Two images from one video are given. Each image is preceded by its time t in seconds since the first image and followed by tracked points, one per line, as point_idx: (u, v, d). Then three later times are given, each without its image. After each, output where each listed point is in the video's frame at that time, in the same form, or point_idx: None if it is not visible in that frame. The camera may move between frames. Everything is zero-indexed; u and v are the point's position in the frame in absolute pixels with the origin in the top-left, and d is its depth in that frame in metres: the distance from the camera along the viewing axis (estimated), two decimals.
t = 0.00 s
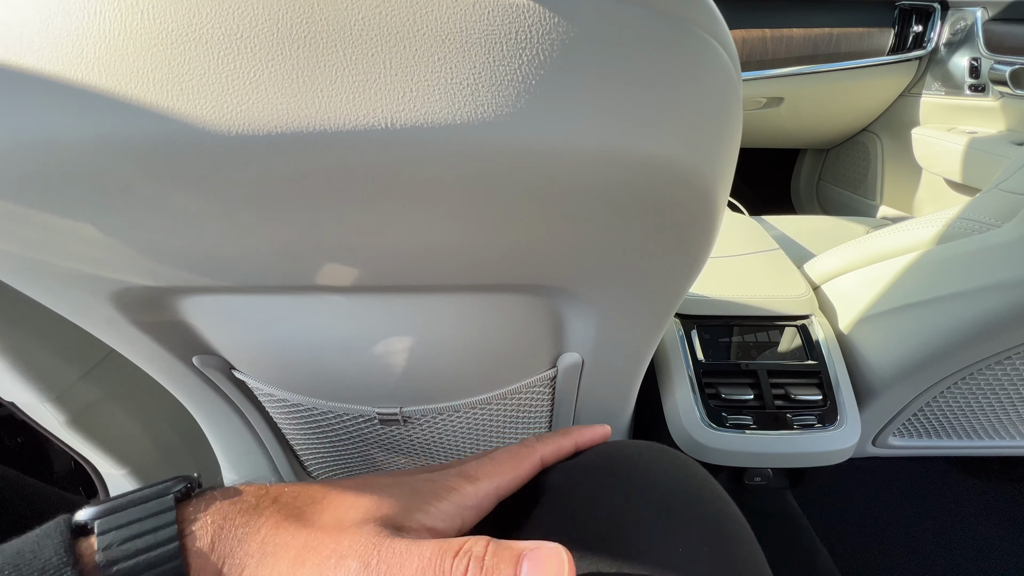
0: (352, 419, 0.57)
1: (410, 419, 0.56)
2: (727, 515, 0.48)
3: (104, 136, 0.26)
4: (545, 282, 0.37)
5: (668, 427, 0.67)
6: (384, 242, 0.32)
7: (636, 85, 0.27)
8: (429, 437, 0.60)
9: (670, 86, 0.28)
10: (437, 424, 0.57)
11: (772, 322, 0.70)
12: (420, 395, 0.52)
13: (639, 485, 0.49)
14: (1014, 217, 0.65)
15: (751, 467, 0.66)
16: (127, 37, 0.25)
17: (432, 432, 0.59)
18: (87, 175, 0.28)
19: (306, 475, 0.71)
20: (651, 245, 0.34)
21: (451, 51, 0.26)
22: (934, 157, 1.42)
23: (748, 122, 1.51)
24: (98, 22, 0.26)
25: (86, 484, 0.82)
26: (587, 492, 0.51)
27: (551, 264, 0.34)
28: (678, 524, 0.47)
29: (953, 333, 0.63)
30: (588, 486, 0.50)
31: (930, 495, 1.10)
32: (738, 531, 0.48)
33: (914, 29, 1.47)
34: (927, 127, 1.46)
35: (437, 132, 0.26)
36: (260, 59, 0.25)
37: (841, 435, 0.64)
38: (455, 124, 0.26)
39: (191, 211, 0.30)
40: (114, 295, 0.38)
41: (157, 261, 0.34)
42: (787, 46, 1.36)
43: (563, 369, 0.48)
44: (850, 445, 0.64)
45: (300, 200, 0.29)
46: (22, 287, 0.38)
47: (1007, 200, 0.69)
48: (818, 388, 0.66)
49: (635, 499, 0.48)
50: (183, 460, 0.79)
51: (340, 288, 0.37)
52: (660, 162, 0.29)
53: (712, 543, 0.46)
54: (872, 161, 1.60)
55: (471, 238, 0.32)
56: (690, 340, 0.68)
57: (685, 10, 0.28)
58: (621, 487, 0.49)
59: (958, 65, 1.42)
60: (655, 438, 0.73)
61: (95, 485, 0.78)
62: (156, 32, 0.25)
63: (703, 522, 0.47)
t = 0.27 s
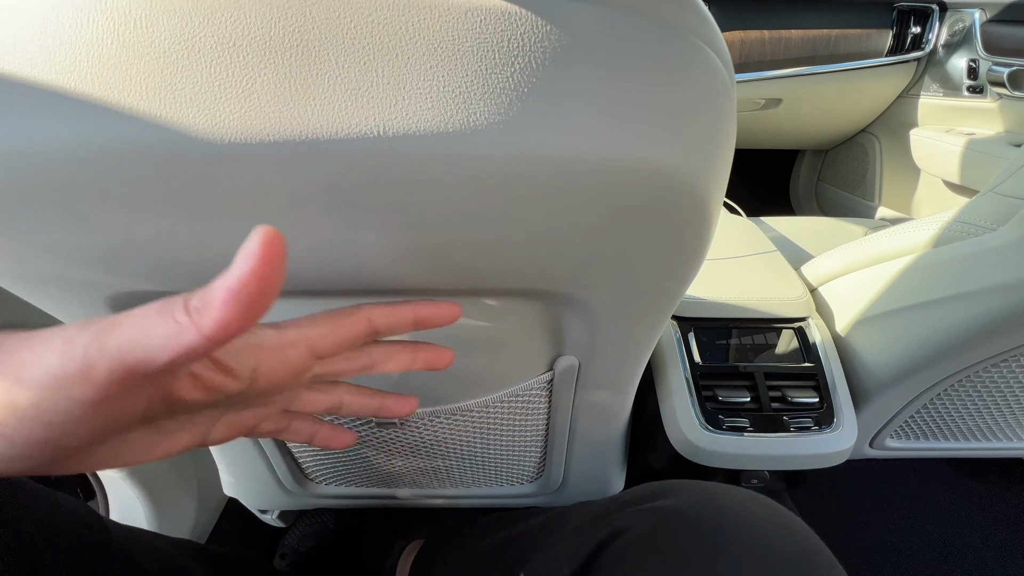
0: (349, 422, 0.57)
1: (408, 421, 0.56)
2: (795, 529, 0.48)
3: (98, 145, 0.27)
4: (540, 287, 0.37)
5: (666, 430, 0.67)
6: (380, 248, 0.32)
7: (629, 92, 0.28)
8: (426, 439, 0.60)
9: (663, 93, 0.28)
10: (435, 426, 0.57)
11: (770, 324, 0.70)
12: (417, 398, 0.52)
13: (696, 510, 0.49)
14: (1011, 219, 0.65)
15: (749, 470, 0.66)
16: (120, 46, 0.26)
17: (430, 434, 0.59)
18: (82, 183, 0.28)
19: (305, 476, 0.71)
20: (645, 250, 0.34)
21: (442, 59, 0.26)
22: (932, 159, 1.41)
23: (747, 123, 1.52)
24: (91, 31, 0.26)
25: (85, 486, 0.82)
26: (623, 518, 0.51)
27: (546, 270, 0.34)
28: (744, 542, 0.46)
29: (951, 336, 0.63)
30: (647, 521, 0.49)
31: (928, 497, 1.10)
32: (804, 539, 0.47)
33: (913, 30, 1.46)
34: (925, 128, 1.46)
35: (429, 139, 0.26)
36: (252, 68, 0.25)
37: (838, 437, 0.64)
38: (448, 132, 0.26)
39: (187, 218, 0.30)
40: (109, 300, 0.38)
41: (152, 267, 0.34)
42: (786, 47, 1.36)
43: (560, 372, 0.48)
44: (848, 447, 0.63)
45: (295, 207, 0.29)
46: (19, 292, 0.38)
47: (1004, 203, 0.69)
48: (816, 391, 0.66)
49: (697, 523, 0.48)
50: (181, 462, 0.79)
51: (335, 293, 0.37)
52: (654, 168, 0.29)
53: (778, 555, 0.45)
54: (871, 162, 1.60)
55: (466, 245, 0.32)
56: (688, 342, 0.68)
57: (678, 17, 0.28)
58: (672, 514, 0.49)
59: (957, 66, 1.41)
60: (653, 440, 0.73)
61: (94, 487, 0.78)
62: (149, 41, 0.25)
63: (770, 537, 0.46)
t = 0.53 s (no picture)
0: (337, 425, 0.57)
1: (396, 425, 0.56)
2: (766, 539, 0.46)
3: (71, 153, 0.26)
4: (522, 292, 0.36)
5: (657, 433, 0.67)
6: (359, 255, 0.31)
7: (607, 99, 0.27)
8: (415, 443, 0.60)
9: (640, 99, 0.28)
10: (423, 430, 0.57)
11: (762, 326, 0.70)
12: (405, 402, 0.52)
13: (668, 512, 0.47)
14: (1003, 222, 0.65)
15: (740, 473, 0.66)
16: (90, 53, 0.26)
17: (419, 438, 0.59)
18: (57, 191, 0.28)
19: (296, 479, 0.71)
20: (626, 256, 0.33)
21: (413, 66, 0.26)
22: (928, 160, 1.41)
23: (743, 124, 1.52)
24: (62, 39, 0.26)
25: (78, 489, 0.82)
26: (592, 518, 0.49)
27: (528, 276, 0.34)
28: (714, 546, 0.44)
29: (941, 339, 0.63)
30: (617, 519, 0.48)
31: (923, 498, 1.10)
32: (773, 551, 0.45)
33: (908, 32, 1.46)
34: (921, 129, 1.46)
35: (401, 147, 0.26)
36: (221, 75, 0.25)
37: (829, 441, 0.64)
38: (420, 139, 0.26)
39: (164, 224, 0.29)
40: (91, 306, 0.38)
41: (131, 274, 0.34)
42: (781, 48, 1.37)
43: (547, 376, 0.48)
44: (839, 450, 0.63)
45: (270, 214, 0.29)
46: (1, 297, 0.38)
47: (996, 206, 0.69)
48: (806, 394, 0.66)
49: (665, 524, 0.46)
50: (173, 464, 0.79)
51: (317, 299, 0.37)
52: (631, 175, 0.29)
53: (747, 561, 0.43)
54: (868, 163, 1.60)
55: (445, 251, 0.32)
56: (679, 345, 0.68)
57: (656, 23, 0.28)
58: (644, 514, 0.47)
59: (952, 67, 1.42)
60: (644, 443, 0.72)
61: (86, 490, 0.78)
62: (118, 48, 0.25)
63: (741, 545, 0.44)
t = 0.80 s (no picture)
0: (333, 423, 0.57)
1: (392, 423, 0.56)
2: (735, 518, 0.45)
3: (56, 142, 0.26)
4: (518, 287, 0.36)
5: (656, 431, 0.66)
6: (353, 248, 0.31)
7: (605, 87, 0.27)
8: (412, 441, 0.59)
9: (639, 87, 0.27)
10: (419, 427, 0.57)
11: (761, 324, 0.69)
12: (401, 399, 0.51)
13: (639, 492, 0.47)
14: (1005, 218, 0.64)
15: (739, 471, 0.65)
16: (74, 38, 0.25)
17: (416, 436, 0.59)
18: (42, 181, 0.27)
19: (292, 477, 0.70)
20: (624, 249, 0.33)
21: (405, 51, 0.25)
22: (928, 158, 1.41)
23: (743, 122, 1.51)
24: (45, 23, 0.25)
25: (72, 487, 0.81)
26: (566, 504, 0.49)
27: (525, 270, 0.34)
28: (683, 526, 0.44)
29: (943, 336, 0.62)
30: (590, 502, 0.47)
31: (922, 496, 1.10)
32: (745, 531, 0.44)
33: (909, 29, 1.45)
34: (921, 127, 1.45)
35: (394, 135, 0.26)
36: (208, 60, 0.25)
37: (829, 439, 0.63)
38: (412, 126, 0.26)
39: (152, 215, 0.29)
40: (80, 301, 0.37)
41: (121, 267, 0.33)
42: (781, 46, 1.36)
43: (544, 373, 0.48)
44: (840, 448, 0.63)
45: (261, 205, 0.28)
46: None
47: (997, 201, 0.68)
48: (807, 392, 0.65)
49: (637, 505, 0.46)
50: (169, 463, 0.79)
51: (310, 293, 0.36)
52: (629, 165, 0.28)
53: (717, 540, 0.43)
54: (867, 161, 1.60)
55: (440, 243, 0.31)
56: (678, 343, 0.68)
57: (655, 10, 0.27)
58: (614, 496, 0.47)
59: (952, 65, 1.41)
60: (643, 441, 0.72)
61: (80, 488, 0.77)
62: (103, 33, 0.25)
63: (711, 524, 0.44)
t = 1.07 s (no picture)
0: (345, 425, 0.58)
1: (403, 425, 0.57)
2: (745, 513, 0.46)
3: (93, 156, 0.27)
4: (531, 293, 0.37)
5: (661, 432, 0.67)
6: (374, 256, 0.32)
7: (618, 103, 0.28)
8: (422, 442, 0.61)
9: (652, 104, 0.28)
10: (429, 428, 0.58)
11: (765, 326, 0.70)
12: (411, 401, 0.53)
13: (648, 487, 0.48)
14: (1004, 223, 0.66)
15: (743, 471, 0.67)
16: (115, 59, 0.26)
17: (425, 437, 0.60)
18: (77, 194, 0.28)
19: (302, 478, 0.72)
20: (635, 257, 0.34)
21: (430, 72, 0.26)
22: (928, 161, 1.42)
23: (744, 125, 1.52)
24: (86, 45, 0.26)
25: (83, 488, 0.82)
26: (579, 497, 0.50)
27: (539, 277, 0.35)
28: (693, 520, 0.45)
29: (943, 338, 0.64)
30: (602, 495, 0.48)
31: (923, 496, 1.11)
32: (754, 525, 0.45)
33: (909, 32, 1.46)
34: (921, 130, 1.46)
35: (418, 151, 0.27)
36: (242, 81, 0.26)
37: (831, 439, 0.64)
38: (437, 143, 0.27)
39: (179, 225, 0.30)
40: (106, 306, 0.39)
41: (147, 274, 0.34)
42: (782, 49, 1.37)
43: (554, 375, 0.49)
44: (842, 448, 0.64)
45: (288, 216, 0.29)
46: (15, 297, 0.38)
47: (997, 207, 0.70)
48: (809, 393, 0.66)
49: (646, 498, 0.47)
50: (179, 463, 0.80)
51: (328, 299, 0.37)
52: (642, 177, 0.29)
53: (729, 534, 0.44)
54: (868, 164, 1.61)
55: (457, 252, 0.32)
56: (683, 345, 0.69)
57: (666, 28, 0.29)
58: (627, 491, 0.48)
59: (952, 68, 1.42)
60: (647, 442, 0.73)
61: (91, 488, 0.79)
62: (142, 54, 0.26)
63: (722, 518, 0.45)
